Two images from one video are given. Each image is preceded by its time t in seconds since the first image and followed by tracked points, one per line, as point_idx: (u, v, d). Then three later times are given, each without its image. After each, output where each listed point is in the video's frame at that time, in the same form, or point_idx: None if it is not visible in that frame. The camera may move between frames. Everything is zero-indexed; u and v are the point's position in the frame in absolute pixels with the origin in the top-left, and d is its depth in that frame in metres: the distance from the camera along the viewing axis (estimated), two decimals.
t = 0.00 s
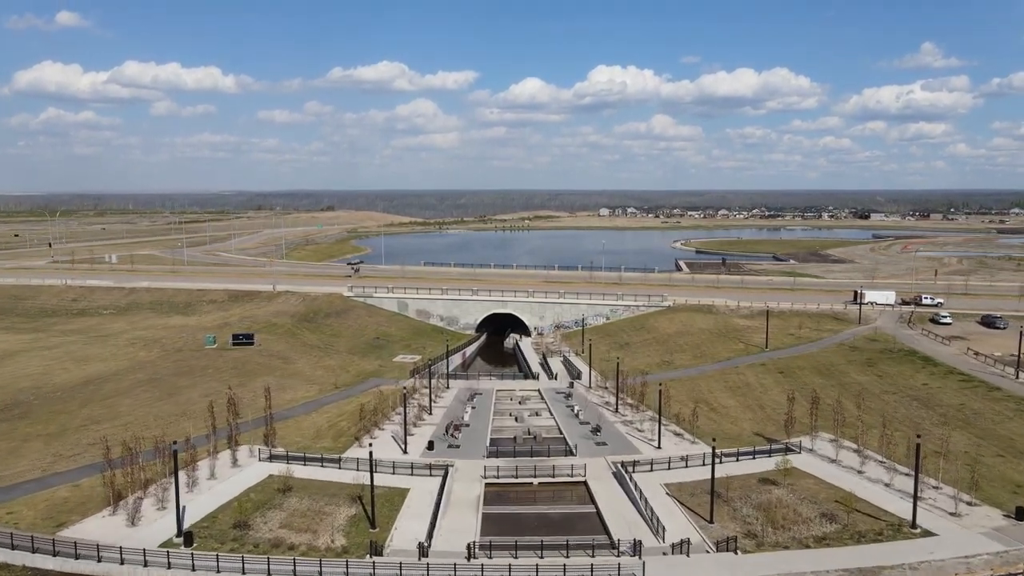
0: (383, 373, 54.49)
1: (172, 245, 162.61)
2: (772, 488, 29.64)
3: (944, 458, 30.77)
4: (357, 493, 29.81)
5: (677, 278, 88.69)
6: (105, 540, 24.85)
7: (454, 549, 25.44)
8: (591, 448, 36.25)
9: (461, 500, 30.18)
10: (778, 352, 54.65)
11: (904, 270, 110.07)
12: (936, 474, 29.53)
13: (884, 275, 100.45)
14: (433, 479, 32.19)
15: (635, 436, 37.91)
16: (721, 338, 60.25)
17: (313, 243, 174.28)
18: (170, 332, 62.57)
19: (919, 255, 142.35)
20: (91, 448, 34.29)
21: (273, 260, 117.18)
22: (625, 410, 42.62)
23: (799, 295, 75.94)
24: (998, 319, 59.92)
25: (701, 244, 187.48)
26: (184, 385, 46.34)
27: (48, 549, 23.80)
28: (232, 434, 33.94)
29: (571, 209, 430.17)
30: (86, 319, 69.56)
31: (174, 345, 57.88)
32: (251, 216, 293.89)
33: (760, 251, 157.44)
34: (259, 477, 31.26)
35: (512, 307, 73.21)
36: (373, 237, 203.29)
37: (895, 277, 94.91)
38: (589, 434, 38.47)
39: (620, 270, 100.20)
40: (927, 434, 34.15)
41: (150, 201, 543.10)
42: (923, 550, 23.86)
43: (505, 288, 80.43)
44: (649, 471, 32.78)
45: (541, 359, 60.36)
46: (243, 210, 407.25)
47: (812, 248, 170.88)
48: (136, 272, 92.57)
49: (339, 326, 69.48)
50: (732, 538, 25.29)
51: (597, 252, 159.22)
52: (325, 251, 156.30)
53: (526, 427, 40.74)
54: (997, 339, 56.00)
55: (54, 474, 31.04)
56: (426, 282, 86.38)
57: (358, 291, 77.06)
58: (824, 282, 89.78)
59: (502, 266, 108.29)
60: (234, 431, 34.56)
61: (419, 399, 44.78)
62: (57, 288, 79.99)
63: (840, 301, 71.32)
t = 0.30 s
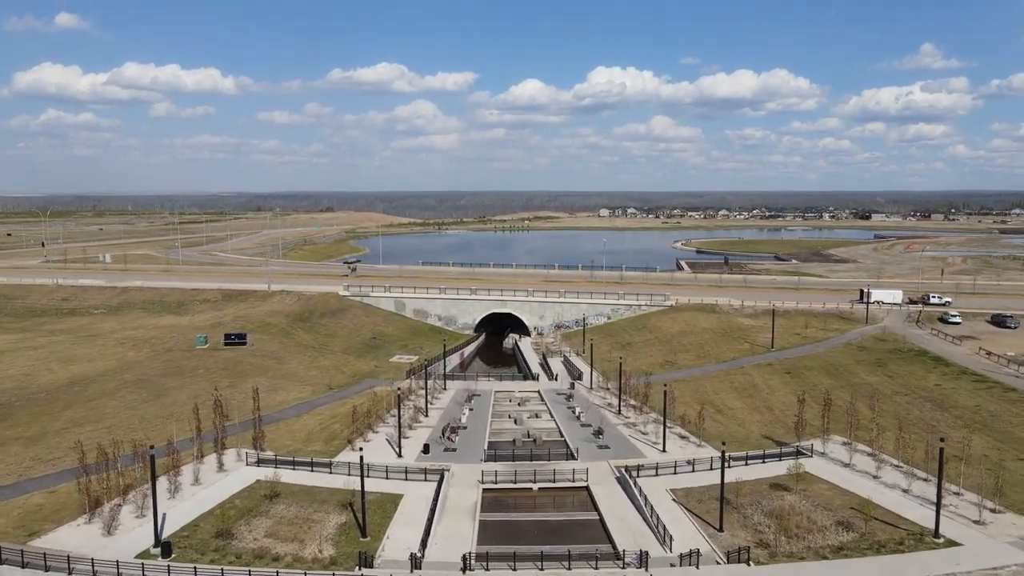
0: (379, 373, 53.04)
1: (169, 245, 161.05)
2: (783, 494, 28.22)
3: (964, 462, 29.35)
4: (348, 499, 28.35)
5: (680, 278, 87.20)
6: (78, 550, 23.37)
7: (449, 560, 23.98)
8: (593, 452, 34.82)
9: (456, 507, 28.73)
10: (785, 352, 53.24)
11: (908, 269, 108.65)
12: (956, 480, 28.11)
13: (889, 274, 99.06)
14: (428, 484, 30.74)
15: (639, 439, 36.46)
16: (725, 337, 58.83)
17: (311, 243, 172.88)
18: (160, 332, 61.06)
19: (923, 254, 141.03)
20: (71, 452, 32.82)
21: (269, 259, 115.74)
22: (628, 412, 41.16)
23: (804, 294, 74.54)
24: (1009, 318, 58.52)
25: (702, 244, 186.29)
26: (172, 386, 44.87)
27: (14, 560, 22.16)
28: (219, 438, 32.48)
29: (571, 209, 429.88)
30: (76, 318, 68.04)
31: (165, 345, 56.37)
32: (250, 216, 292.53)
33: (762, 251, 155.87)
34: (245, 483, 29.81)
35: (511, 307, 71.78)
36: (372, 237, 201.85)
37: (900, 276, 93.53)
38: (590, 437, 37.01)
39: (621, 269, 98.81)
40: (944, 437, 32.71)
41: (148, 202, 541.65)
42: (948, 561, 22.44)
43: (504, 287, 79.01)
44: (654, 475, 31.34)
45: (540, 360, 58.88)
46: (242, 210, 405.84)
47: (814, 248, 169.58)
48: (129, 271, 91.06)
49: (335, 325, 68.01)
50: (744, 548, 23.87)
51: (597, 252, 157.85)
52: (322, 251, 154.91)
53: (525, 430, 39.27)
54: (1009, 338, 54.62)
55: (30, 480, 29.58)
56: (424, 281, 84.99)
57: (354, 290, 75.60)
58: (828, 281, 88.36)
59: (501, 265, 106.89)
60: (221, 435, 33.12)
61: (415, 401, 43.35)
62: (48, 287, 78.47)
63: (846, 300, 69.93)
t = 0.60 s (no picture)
0: (374, 372, 51.64)
1: (165, 243, 159.42)
2: (797, 499, 26.83)
3: (986, 466, 27.97)
4: (338, 505, 26.92)
5: (682, 275, 85.79)
6: (48, 560, 21.92)
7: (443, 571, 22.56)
8: (596, 454, 33.44)
9: (453, 513, 27.31)
10: (791, 351, 51.88)
11: (913, 267, 107.27)
12: (979, 484, 26.74)
13: (894, 272, 97.67)
14: (423, 488, 29.33)
15: (643, 441, 35.04)
16: (730, 335, 57.44)
17: (309, 241, 171.42)
18: (151, 330, 59.60)
19: (926, 253, 139.68)
20: (50, 454, 31.40)
21: (266, 258, 114.33)
22: (632, 412, 39.74)
23: (810, 292, 73.14)
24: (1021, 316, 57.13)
25: (703, 243, 184.95)
26: (160, 386, 43.45)
27: None
28: (205, 439, 31.05)
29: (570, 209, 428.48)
30: (66, 316, 66.59)
31: (155, 343, 54.92)
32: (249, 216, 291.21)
33: (764, 250, 154.61)
34: (231, 487, 28.37)
35: (511, 305, 70.36)
36: (370, 235, 200.34)
37: (905, 274, 92.16)
38: (593, 439, 35.59)
39: (622, 267, 97.45)
40: (963, 439, 31.32)
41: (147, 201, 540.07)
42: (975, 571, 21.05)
43: (503, 285, 77.60)
44: (660, 478, 29.94)
45: (540, 359, 57.46)
46: (242, 209, 404.16)
47: (816, 247, 168.26)
48: (122, 269, 89.59)
49: (330, 324, 66.57)
50: (758, 557, 22.47)
51: (598, 251, 156.59)
52: (320, 250, 153.47)
53: (525, 431, 37.86)
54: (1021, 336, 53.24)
55: (4, 484, 28.17)
56: (422, 278, 83.57)
57: (351, 288, 74.17)
58: (833, 279, 87.00)
59: (501, 262, 105.59)
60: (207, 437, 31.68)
61: (411, 400, 41.91)
62: (38, 285, 76.96)
63: (853, 297, 68.55)
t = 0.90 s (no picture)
0: (370, 368, 50.26)
1: (161, 239, 157.94)
2: (811, 500, 25.47)
3: (1009, 466, 26.63)
4: (327, 507, 25.52)
5: (684, 270, 84.42)
6: (14, 567, 20.55)
7: None
8: (598, 452, 32.08)
9: (448, 515, 25.94)
10: (798, 345, 50.51)
11: (918, 262, 105.96)
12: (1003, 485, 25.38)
13: (899, 266, 96.29)
14: (417, 489, 27.92)
15: (648, 439, 33.62)
16: (735, 330, 56.07)
17: (307, 237, 169.84)
18: (141, 325, 58.15)
19: (931, 247, 138.20)
20: (27, 452, 30.01)
21: (262, 252, 112.84)
22: (636, 410, 38.33)
23: (815, 286, 71.73)
24: None
25: (704, 238, 183.41)
26: (147, 381, 42.06)
27: None
28: (189, 438, 29.61)
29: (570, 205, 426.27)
30: (56, 311, 65.15)
31: (144, 338, 53.50)
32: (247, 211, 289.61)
33: (766, 246, 153.24)
34: (215, 488, 26.97)
35: (510, 299, 68.97)
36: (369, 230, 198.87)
37: (911, 269, 90.79)
38: (595, 437, 34.18)
39: (623, 261, 96.09)
40: (982, 437, 29.98)
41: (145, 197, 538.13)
42: None
43: (503, 279, 76.18)
44: (666, 479, 28.53)
45: (540, 354, 56.05)
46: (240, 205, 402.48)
47: (819, 242, 166.62)
48: (115, 263, 88.08)
49: (326, 318, 65.16)
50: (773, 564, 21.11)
51: (599, 246, 154.93)
52: (318, 244, 151.79)
53: (524, 428, 36.46)
54: None
55: None
56: (420, 273, 82.17)
57: (347, 282, 72.75)
58: (838, 273, 85.63)
59: (500, 257, 104.17)
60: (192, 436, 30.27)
61: (406, 397, 40.54)
62: (28, 279, 75.47)
63: (859, 292, 67.14)
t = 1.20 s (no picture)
0: (364, 363, 48.84)
1: (158, 233, 156.45)
2: (827, 502, 24.10)
3: None
4: (314, 509, 24.10)
5: (687, 264, 82.99)
6: None
7: None
8: (601, 451, 30.71)
9: (443, 518, 24.54)
10: (805, 340, 49.12)
11: (923, 255, 104.61)
12: None
13: (904, 260, 94.90)
14: (410, 489, 26.50)
15: (652, 438, 32.28)
16: (740, 324, 54.69)
17: (305, 232, 168.33)
18: (130, 319, 56.63)
19: (935, 242, 136.75)
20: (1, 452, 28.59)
21: (258, 247, 111.32)
22: (639, 406, 36.95)
23: (820, 280, 70.34)
24: None
25: (705, 232, 181.97)
26: (133, 377, 40.61)
27: None
28: (171, 437, 28.15)
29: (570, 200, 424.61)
30: (45, 305, 63.65)
31: (133, 332, 52.01)
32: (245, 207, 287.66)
33: (768, 241, 151.71)
34: (197, 488, 25.53)
35: (509, 293, 67.56)
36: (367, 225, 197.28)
37: (917, 263, 89.40)
38: (598, 434, 32.79)
39: (624, 255, 94.56)
40: (1004, 435, 28.63)
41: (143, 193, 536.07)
42: None
43: (502, 273, 74.76)
44: (672, 479, 27.12)
45: (540, 349, 54.67)
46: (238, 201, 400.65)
47: (822, 237, 164.98)
48: (108, 257, 86.49)
49: (321, 313, 63.72)
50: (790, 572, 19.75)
51: (600, 241, 153.33)
52: (315, 239, 150.22)
53: (523, 425, 35.05)
54: None
55: None
56: (418, 267, 80.72)
57: (342, 276, 71.31)
58: (843, 267, 84.24)
59: (499, 251, 102.68)
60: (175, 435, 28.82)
61: (401, 393, 39.12)
62: (18, 273, 73.89)
63: (866, 286, 65.74)
